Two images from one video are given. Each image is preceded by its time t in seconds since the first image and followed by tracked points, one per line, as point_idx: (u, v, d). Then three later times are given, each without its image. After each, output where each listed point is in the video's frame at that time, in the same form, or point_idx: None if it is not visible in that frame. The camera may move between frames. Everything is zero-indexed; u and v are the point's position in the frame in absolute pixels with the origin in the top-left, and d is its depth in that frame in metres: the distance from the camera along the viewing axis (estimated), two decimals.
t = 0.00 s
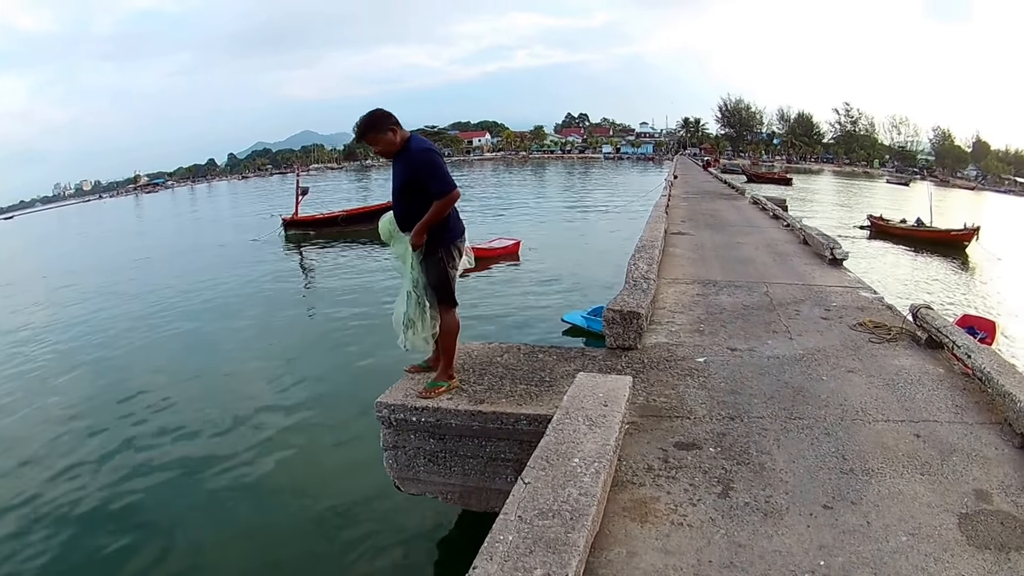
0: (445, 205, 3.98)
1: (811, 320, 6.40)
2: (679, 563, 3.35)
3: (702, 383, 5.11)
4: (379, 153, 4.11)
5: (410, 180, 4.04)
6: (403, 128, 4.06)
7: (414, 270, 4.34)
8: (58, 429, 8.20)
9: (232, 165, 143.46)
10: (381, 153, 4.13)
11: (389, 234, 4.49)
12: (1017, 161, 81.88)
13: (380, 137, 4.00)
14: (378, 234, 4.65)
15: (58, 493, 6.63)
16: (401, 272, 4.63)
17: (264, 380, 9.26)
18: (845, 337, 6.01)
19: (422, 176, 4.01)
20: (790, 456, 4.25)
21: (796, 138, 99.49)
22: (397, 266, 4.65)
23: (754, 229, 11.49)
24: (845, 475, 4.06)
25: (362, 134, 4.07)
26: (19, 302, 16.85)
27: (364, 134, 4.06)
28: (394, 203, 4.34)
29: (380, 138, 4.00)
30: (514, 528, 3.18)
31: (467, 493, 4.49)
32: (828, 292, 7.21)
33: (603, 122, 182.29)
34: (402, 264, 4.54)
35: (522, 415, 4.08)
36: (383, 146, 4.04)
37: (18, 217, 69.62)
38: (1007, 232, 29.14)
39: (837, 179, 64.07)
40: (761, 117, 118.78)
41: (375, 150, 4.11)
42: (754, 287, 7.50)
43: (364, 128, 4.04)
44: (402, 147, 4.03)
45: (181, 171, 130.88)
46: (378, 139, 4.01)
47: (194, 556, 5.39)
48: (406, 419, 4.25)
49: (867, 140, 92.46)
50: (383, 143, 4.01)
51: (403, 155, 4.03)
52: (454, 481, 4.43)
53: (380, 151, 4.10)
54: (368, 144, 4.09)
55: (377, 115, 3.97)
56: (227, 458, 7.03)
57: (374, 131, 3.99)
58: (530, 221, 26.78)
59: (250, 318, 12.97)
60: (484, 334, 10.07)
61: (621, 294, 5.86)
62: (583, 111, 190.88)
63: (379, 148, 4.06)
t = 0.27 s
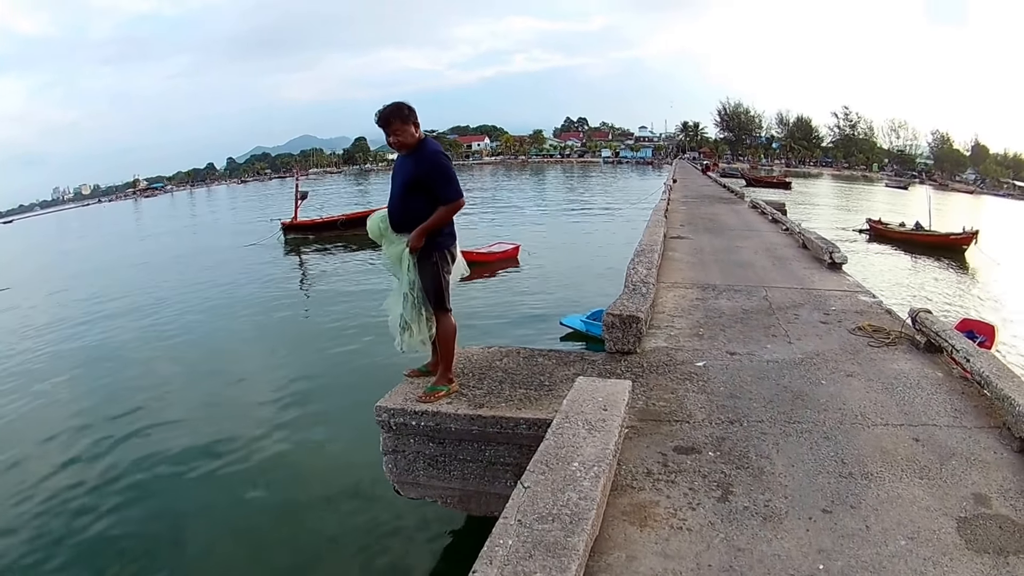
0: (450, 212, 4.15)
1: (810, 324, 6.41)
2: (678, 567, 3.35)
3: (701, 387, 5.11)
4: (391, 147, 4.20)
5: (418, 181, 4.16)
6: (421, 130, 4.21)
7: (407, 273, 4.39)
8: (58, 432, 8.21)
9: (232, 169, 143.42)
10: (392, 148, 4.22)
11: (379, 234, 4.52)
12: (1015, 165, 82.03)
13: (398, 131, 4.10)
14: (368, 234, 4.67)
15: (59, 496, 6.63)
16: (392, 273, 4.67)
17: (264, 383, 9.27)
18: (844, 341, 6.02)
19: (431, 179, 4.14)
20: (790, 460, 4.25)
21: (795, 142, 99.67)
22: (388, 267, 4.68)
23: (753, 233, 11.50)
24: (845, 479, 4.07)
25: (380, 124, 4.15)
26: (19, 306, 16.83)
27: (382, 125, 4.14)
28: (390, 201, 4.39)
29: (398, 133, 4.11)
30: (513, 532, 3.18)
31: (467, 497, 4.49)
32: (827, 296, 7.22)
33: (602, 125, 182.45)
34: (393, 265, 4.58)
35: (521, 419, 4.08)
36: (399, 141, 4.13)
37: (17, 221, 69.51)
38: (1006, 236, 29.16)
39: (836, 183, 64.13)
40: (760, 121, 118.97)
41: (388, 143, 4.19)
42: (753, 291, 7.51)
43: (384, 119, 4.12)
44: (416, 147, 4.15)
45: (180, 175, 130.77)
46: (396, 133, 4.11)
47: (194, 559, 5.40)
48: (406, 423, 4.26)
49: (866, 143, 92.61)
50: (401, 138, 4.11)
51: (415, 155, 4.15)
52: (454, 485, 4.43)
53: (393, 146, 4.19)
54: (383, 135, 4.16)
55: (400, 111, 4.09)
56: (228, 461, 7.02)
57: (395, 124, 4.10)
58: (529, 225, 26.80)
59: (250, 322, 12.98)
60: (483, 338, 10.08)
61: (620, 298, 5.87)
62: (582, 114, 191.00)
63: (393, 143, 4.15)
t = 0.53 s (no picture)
0: (454, 220, 4.24)
1: (809, 328, 6.42)
2: (677, 571, 3.36)
3: (701, 391, 5.12)
4: (401, 149, 4.18)
5: (425, 185, 4.21)
6: (432, 138, 4.27)
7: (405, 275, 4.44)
8: (58, 437, 8.21)
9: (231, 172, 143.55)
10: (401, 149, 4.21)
11: (376, 236, 4.60)
12: (1014, 169, 82.14)
13: (415, 135, 4.12)
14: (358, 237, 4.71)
15: (59, 501, 6.64)
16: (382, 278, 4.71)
17: (264, 387, 9.28)
18: (843, 345, 6.03)
19: (438, 185, 4.20)
20: (789, 464, 4.26)
21: (794, 146, 99.82)
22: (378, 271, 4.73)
23: (752, 237, 11.52)
24: (844, 483, 4.08)
25: (396, 126, 4.12)
26: (18, 310, 16.83)
27: (398, 126, 4.12)
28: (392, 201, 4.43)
29: (413, 137, 4.12)
30: (513, 536, 3.19)
31: (467, 501, 4.50)
32: (827, 300, 7.23)
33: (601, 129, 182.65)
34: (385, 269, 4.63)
35: (521, 423, 4.09)
36: (412, 144, 4.15)
37: (17, 225, 69.55)
38: (1005, 239, 29.19)
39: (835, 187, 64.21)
40: (759, 124, 119.17)
41: (399, 144, 4.16)
42: (752, 295, 7.52)
43: (401, 121, 4.10)
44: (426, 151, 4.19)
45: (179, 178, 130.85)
46: (411, 136, 4.12)
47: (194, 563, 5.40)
48: (406, 427, 4.27)
49: (865, 146, 92.77)
50: (416, 142, 4.13)
51: (424, 159, 4.19)
52: (454, 490, 4.44)
53: (403, 147, 4.17)
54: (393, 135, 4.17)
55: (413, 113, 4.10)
56: (229, 466, 7.02)
57: (412, 128, 4.11)
58: (529, 229, 26.83)
59: (250, 326, 13.00)
60: (483, 342, 10.09)
61: (620, 302, 5.87)
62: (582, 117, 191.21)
63: (406, 145, 4.15)
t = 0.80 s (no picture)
0: (454, 225, 4.35)
1: (808, 332, 6.43)
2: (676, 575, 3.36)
3: (700, 396, 5.12)
4: (406, 151, 4.20)
5: (426, 190, 4.29)
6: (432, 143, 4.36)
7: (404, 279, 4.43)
8: (58, 439, 8.23)
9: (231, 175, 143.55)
10: (404, 151, 4.23)
11: (373, 241, 4.61)
12: (1012, 172, 82.29)
13: (422, 140, 4.19)
14: (353, 242, 4.72)
15: (58, 504, 6.65)
16: (376, 283, 4.67)
17: (263, 391, 9.29)
18: (841, 348, 6.04)
19: (440, 190, 4.29)
20: (788, 468, 4.27)
21: (792, 149, 99.97)
22: (372, 277, 4.68)
23: (751, 241, 11.54)
24: (843, 487, 4.08)
25: (403, 129, 4.14)
26: (17, 315, 16.83)
27: (405, 129, 4.15)
28: (390, 204, 4.47)
29: (420, 141, 4.18)
30: (512, 540, 3.20)
31: (465, 506, 4.50)
32: (826, 304, 7.24)
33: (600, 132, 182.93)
34: (381, 274, 4.60)
35: (520, 427, 4.10)
36: (417, 148, 4.20)
37: (16, 229, 69.55)
38: (1003, 243, 29.24)
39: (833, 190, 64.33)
40: (757, 127, 119.35)
41: (404, 147, 4.19)
42: (751, 299, 7.54)
43: (409, 124, 4.14)
44: (428, 156, 4.26)
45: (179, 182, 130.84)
46: (418, 141, 4.18)
47: (194, 567, 5.41)
48: (405, 432, 4.28)
49: (863, 150, 92.94)
50: (422, 147, 4.19)
51: (426, 163, 4.26)
52: (453, 494, 4.45)
53: (408, 150, 4.20)
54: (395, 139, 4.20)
55: (417, 118, 4.16)
56: (228, 470, 7.02)
57: (419, 132, 4.17)
58: (527, 233, 26.86)
59: (249, 330, 13.01)
60: (482, 347, 10.11)
61: (619, 306, 5.88)
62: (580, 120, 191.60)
63: (412, 148, 4.18)
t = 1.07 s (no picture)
0: (452, 230, 4.37)
1: (803, 335, 6.44)
2: None
3: (696, 399, 5.13)
4: (404, 158, 4.19)
5: (424, 195, 4.29)
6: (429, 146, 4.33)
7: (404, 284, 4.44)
8: (54, 445, 8.20)
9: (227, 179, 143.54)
10: (402, 157, 4.21)
11: (368, 246, 4.61)
12: (1005, 175, 82.68)
13: (420, 146, 4.16)
14: (347, 248, 4.70)
15: (54, 511, 6.62)
16: (376, 290, 4.69)
17: (260, 396, 9.27)
18: (836, 351, 6.06)
19: (438, 196, 4.31)
20: (784, 471, 4.27)
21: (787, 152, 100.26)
22: (372, 284, 4.70)
23: (746, 244, 11.57)
24: (839, 490, 4.09)
25: (401, 136, 4.11)
26: (11, 320, 16.75)
27: (402, 136, 4.11)
28: (388, 208, 4.47)
29: (418, 147, 4.16)
30: (509, 544, 3.19)
31: (462, 510, 4.50)
32: (821, 307, 7.26)
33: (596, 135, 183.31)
34: (380, 281, 4.62)
35: (516, 431, 4.10)
36: (415, 154, 4.19)
37: (11, 234, 69.40)
38: (997, 245, 29.37)
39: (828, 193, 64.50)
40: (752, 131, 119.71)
41: (402, 153, 4.17)
42: (747, 302, 7.55)
43: (406, 132, 4.10)
44: (426, 161, 4.25)
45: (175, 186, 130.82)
46: (416, 147, 4.16)
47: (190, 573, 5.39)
48: (401, 436, 4.27)
49: (858, 152, 93.29)
50: (421, 153, 4.18)
51: (423, 169, 4.26)
52: (449, 498, 4.44)
53: (405, 156, 4.19)
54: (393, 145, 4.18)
55: (415, 123, 4.13)
56: (225, 475, 7.00)
57: (417, 139, 4.15)
58: (523, 237, 26.88)
59: (245, 335, 12.98)
60: (479, 350, 10.10)
61: (615, 310, 5.88)
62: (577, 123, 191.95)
63: (410, 155, 4.17)
